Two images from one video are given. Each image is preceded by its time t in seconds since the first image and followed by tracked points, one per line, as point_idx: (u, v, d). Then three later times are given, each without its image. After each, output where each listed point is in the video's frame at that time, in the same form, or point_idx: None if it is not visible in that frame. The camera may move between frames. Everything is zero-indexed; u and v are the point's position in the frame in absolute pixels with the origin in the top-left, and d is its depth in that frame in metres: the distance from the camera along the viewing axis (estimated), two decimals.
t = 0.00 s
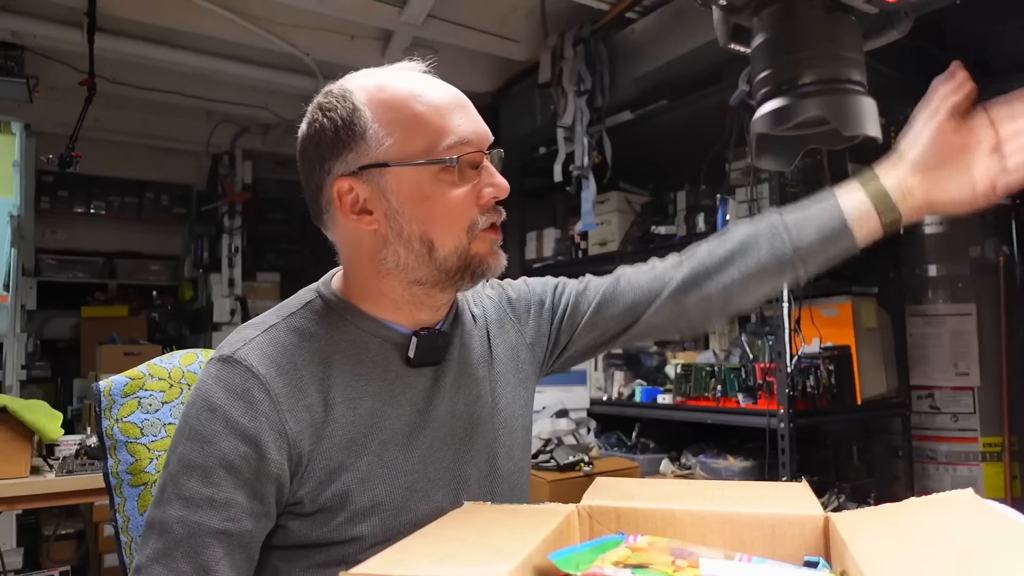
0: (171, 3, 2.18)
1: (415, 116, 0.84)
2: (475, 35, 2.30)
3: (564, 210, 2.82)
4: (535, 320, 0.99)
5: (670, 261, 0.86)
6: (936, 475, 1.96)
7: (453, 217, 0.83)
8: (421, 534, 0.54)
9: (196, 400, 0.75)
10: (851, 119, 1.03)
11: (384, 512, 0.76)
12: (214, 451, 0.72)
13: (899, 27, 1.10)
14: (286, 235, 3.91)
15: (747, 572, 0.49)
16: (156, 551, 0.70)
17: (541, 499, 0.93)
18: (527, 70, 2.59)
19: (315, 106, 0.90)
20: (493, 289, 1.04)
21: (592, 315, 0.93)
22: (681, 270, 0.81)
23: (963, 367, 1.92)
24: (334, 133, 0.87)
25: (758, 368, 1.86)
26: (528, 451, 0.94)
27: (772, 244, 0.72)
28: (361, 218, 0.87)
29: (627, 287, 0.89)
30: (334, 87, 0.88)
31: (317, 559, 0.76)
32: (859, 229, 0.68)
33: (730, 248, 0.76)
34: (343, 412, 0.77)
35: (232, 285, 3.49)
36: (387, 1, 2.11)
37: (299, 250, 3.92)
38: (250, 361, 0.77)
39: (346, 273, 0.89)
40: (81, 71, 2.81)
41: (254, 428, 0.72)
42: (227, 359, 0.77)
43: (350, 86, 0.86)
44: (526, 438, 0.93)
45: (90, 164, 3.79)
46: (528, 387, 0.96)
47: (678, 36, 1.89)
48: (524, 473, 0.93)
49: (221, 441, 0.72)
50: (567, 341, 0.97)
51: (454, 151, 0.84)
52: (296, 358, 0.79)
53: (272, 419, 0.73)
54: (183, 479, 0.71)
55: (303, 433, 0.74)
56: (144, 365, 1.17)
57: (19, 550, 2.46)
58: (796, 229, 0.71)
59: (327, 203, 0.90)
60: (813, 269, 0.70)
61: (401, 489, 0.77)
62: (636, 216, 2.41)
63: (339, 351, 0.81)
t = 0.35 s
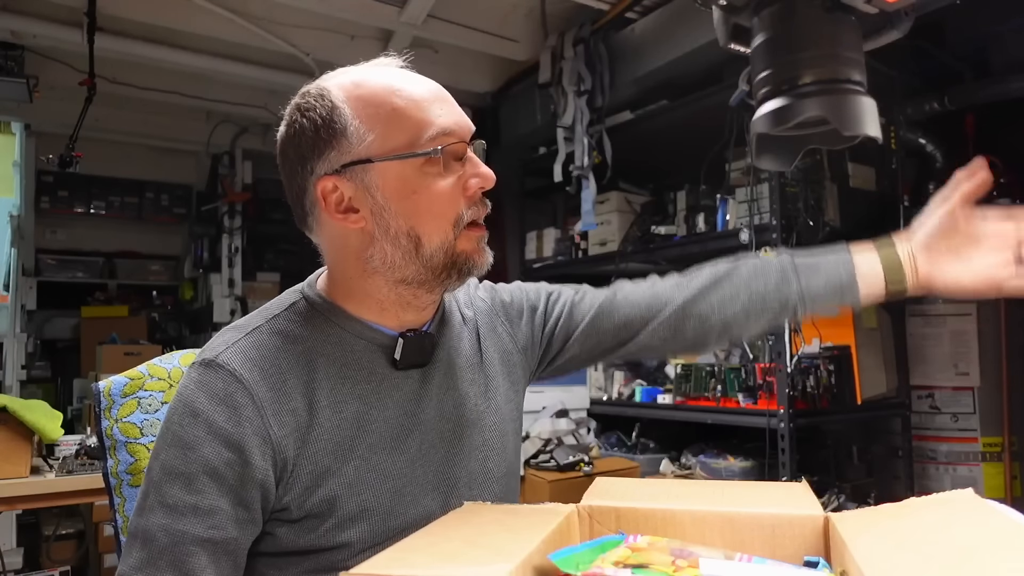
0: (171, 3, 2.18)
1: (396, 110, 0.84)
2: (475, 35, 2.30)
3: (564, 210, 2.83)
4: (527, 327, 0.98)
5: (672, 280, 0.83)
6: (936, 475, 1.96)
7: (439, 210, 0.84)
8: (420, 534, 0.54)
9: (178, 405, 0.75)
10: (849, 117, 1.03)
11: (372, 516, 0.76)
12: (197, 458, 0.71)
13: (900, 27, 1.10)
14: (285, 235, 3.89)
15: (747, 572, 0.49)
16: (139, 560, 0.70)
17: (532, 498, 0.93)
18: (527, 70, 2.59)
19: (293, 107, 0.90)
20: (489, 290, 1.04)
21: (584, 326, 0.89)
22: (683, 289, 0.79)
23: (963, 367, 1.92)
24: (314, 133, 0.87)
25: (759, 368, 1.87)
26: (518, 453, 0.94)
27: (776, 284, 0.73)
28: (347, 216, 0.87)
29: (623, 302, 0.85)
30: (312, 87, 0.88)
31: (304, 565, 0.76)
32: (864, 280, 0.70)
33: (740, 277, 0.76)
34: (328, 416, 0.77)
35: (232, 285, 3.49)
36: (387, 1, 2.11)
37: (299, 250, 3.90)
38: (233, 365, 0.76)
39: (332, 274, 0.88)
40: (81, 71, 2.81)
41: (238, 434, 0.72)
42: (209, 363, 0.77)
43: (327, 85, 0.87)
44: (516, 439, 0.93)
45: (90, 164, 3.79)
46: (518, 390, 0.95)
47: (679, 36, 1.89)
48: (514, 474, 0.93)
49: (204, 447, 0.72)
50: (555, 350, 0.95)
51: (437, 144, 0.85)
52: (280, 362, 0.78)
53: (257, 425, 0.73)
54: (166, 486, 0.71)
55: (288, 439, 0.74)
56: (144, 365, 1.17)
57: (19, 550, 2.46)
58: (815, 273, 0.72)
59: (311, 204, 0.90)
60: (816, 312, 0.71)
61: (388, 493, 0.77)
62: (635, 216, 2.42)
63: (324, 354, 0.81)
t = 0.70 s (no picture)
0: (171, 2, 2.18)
1: (372, 99, 0.85)
2: (475, 35, 2.30)
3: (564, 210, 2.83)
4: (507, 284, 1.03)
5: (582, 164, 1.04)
6: (936, 475, 1.96)
7: (434, 187, 0.84)
8: (422, 533, 0.54)
9: (184, 409, 0.74)
10: (852, 118, 0.89)
11: (383, 511, 0.77)
12: (206, 460, 0.71)
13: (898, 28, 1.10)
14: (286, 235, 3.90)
15: (747, 572, 0.49)
16: (148, 566, 0.69)
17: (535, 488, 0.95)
18: (527, 70, 2.59)
19: (270, 119, 0.89)
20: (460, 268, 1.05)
21: (547, 229, 1.03)
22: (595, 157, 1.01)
23: (963, 367, 1.92)
24: (296, 139, 0.87)
25: (759, 368, 1.87)
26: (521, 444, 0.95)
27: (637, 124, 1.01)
28: (345, 211, 0.86)
29: (560, 195, 1.03)
30: (285, 97, 0.88)
31: (315, 563, 0.76)
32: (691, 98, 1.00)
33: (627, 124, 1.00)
34: (337, 413, 0.77)
35: (232, 285, 3.48)
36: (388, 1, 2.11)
37: (299, 250, 3.91)
38: (238, 366, 0.76)
39: (336, 273, 0.88)
40: (81, 71, 2.81)
41: (247, 435, 0.72)
42: (214, 364, 0.76)
43: (300, 91, 0.87)
44: (518, 429, 0.95)
45: (90, 164, 3.79)
46: (518, 381, 0.97)
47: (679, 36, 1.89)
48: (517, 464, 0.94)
49: (213, 449, 0.71)
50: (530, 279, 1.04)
51: (418, 121, 0.85)
52: (285, 360, 0.78)
53: (266, 425, 0.73)
54: (175, 490, 0.70)
55: (298, 438, 0.74)
56: (144, 365, 1.17)
57: (19, 549, 2.46)
58: (678, 67, 1.00)
59: (306, 210, 0.89)
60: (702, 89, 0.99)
61: (398, 486, 0.78)
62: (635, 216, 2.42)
63: (330, 352, 0.81)
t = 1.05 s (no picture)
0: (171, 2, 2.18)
1: (355, 110, 0.84)
2: (475, 35, 2.30)
3: (564, 210, 2.82)
4: (510, 325, 0.98)
5: (652, 284, 0.83)
6: (936, 475, 1.96)
7: (406, 207, 0.84)
8: (421, 533, 0.54)
9: (156, 417, 0.75)
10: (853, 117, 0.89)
11: (356, 516, 0.76)
12: (175, 467, 0.71)
13: (900, 27, 1.09)
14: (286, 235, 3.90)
15: (747, 572, 0.49)
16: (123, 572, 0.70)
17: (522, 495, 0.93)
18: (528, 70, 2.59)
19: (255, 110, 0.90)
20: (472, 288, 1.03)
21: (562, 331, 0.91)
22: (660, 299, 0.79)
23: (963, 367, 1.92)
24: (274, 136, 0.87)
25: (759, 368, 1.86)
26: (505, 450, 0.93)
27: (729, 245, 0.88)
28: (313, 217, 0.87)
29: (605, 305, 0.85)
30: (271, 90, 0.88)
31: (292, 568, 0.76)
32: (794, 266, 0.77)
33: (704, 284, 0.75)
34: (307, 418, 0.77)
35: (232, 285, 3.48)
36: (387, 1, 2.11)
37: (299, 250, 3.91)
38: (208, 373, 0.76)
39: (304, 275, 0.89)
40: (81, 71, 2.81)
41: (216, 441, 0.72)
42: (184, 374, 0.77)
43: (286, 88, 0.87)
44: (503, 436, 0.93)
45: (90, 164, 3.79)
46: (503, 390, 0.95)
47: (678, 36, 1.89)
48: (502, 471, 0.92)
49: (183, 457, 0.72)
50: (536, 351, 0.96)
51: (397, 140, 0.85)
52: (254, 368, 0.78)
53: (234, 431, 0.73)
54: (146, 499, 0.71)
55: (267, 444, 0.74)
56: (144, 365, 1.17)
57: (19, 549, 2.46)
58: (785, 280, 0.69)
59: (276, 207, 0.90)
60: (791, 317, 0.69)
61: (372, 492, 0.77)
62: (635, 216, 2.42)
63: (301, 358, 0.80)
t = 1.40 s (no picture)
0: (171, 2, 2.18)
1: (370, 108, 0.84)
2: (475, 35, 2.30)
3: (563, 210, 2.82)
4: (524, 322, 0.98)
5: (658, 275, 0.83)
6: (936, 475, 1.96)
7: (420, 205, 0.84)
8: (421, 533, 0.54)
9: (172, 409, 0.75)
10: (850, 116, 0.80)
11: (367, 513, 0.76)
12: (189, 459, 0.72)
13: (900, 27, 1.08)
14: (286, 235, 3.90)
15: (747, 572, 0.49)
16: (134, 563, 0.70)
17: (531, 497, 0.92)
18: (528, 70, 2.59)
19: (273, 108, 0.90)
20: (485, 287, 1.03)
21: (576, 324, 0.92)
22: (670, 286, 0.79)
23: (963, 367, 1.92)
24: (291, 134, 0.88)
25: (759, 368, 1.86)
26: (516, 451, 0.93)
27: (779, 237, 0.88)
28: (328, 214, 0.87)
29: (616, 298, 0.86)
30: (289, 89, 0.89)
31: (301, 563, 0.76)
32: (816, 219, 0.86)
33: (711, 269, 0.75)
34: (322, 414, 0.77)
35: (232, 285, 3.48)
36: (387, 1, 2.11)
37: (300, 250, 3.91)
38: (224, 366, 0.76)
39: (320, 271, 0.89)
40: (81, 71, 2.81)
41: (230, 435, 0.72)
42: (200, 366, 0.77)
43: (303, 87, 0.87)
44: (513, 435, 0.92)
45: (90, 164, 3.79)
46: (516, 390, 0.94)
47: (678, 36, 1.89)
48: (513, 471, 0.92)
49: (197, 448, 0.72)
50: (550, 347, 0.97)
51: (412, 138, 0.84)
52: (271, 362, 0.78)
53: (249, 425, 0.73)
54: (160, 489, 0.71)
55: (281, 438, 0.74)
56: (144, 365, 1.17)
57: (19, 549, 2.46)
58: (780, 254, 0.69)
59: (292, 204, 0.91)
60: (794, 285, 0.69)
61: (383, 490, 0.77)
62: (635, 216, 2.42)
63: (316, 355, 0.80)
